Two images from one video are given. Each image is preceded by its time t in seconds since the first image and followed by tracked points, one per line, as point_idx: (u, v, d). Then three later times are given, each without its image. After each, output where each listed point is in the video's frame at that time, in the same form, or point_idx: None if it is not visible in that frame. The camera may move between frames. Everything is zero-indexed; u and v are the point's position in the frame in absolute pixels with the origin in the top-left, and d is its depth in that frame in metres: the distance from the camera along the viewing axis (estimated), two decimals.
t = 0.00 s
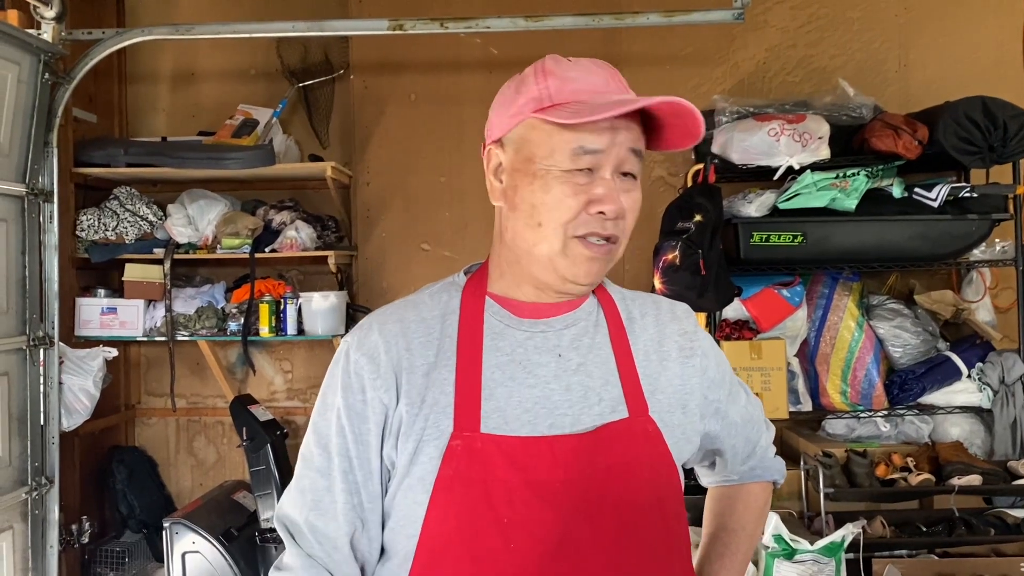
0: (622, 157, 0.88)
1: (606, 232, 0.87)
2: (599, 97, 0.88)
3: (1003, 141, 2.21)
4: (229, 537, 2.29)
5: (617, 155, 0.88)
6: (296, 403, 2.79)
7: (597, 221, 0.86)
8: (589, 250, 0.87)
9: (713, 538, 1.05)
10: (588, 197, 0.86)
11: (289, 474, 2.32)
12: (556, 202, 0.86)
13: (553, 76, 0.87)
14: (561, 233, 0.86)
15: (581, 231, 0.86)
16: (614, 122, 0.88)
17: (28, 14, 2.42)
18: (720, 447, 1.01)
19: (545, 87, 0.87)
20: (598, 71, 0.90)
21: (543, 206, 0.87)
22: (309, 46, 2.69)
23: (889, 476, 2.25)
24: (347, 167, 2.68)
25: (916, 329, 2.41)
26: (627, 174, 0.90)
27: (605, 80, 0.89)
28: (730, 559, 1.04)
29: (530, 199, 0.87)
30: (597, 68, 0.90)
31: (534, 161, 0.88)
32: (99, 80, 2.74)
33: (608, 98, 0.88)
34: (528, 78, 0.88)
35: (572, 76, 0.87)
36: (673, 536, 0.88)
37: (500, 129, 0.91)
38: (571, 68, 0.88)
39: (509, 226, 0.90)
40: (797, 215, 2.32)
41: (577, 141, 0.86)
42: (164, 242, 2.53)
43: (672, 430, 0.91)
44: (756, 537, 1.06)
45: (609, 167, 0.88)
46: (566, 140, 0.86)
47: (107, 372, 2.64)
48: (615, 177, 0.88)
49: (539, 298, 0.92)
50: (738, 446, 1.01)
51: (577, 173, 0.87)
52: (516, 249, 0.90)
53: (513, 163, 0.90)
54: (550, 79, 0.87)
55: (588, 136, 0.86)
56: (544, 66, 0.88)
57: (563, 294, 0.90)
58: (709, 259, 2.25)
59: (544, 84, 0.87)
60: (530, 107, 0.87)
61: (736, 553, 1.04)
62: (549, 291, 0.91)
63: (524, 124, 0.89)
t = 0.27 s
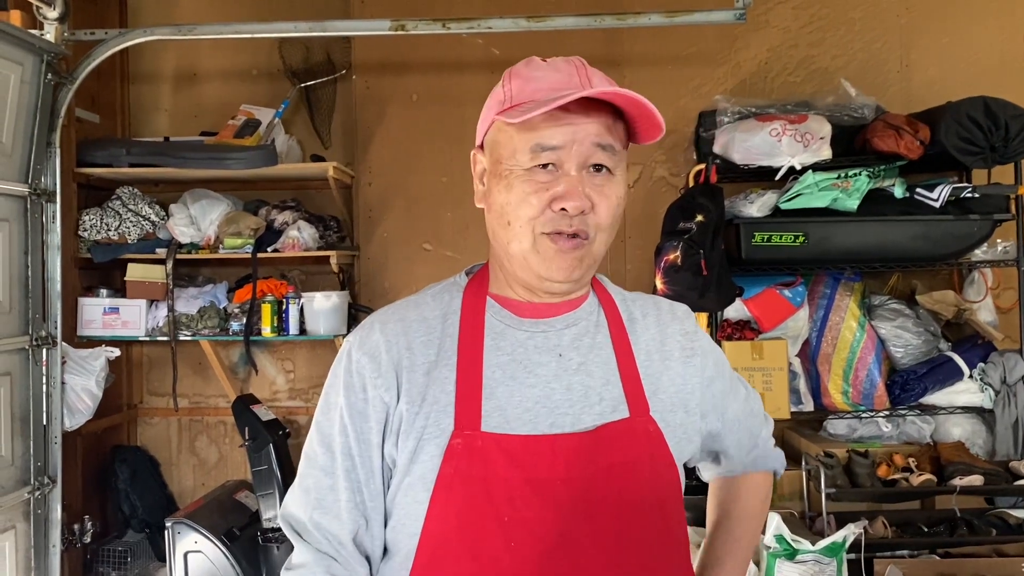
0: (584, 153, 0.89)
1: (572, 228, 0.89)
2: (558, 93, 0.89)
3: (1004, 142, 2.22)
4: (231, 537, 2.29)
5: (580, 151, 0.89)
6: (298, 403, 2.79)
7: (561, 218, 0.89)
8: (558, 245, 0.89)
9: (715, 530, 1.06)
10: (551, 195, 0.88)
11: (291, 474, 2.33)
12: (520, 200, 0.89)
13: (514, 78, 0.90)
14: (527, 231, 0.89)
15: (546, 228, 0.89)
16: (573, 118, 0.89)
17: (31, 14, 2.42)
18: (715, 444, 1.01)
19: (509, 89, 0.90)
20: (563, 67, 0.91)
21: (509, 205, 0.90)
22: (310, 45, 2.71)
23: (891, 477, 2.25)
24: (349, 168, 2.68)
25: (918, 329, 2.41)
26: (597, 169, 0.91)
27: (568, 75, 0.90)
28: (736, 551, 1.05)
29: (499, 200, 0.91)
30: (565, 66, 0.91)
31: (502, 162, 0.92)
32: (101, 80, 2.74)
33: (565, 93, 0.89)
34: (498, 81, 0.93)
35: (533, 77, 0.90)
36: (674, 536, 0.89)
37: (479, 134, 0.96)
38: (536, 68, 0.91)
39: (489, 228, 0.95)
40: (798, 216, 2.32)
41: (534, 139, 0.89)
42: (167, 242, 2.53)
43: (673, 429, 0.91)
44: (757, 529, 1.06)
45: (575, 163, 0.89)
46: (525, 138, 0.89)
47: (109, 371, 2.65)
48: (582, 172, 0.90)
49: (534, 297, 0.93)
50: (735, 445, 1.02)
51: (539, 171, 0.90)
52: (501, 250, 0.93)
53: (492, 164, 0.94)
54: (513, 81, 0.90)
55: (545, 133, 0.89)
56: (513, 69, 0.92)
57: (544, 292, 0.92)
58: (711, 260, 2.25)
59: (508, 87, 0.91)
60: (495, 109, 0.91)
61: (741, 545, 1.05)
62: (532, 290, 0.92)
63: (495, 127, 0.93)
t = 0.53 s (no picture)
0: (573, 154, 0.90)
1: (563, 229, 0.90)
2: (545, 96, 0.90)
3: (1007, 142, 2.21)
4: (233, 536, 2.30)
5: (568, 153, 0.90)
6: (300, 402, 2.80)
7: (551, 219, 0.90)
8: (549, 246, 0.91)
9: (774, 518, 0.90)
10: (541, 197, 0.89)
11: (293, 474, 2.33)
12: (511, 202, 0.90)
13: (503, 83, 0.92)
14: (519, 232, 0.91)
15: (537, 229, 0.90)
16: (560, 120, 0.90)
17: (34, 15, 2.42)
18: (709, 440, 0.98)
19: (498, 94, 0.92)
20: (551, 70, 0.92)
21: (500, 207, 0.92)
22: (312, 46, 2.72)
23: (893, 477, 2.25)
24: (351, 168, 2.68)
25: (920, 329, 2.42)
26: (586, 170, 0.92)
27: (555, 78, 0.91)
28: (783, 514, 0.88)
29: (492, 203, 0.93)
30: (553, 68, 0.92)
31: (493, 166, 0.93)
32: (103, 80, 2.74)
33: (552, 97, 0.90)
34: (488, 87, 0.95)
35: (521, 81, 0.91)
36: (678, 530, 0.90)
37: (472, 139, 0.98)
38: (524, 72, 0.92)
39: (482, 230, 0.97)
40: (800, 216, 2.32)
41: (522, 142, 0.90)
42: (169, 242, 2.53)
43: (670, 425, 0.93)
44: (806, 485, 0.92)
45: (564, 165, 0.91)
46: (514, 141, 0.91)
47: (111, 371, 2.65)
48: (571, 173, 0.91)
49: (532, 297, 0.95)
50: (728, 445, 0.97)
51: (528, 173, 0.91)
52: (496, 251, 0.94)
53: (485, 167, 0.95)
54: (501, 86, 0.92)
55: (533, 136, 0.90)
56: (502, 74, 0.94)
57: (538, 291, 0.93)
58: (712, 260, 2.25)
59: (497, 92, 0.92)
60: (485, 114, 0.93)
61: (780, 501, 0.90)
62: (527, 290, 0.94)
63: (487, 131, 0.95)
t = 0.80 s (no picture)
0: (570, 147, 0.92)
1: (560, 221, 0.92)
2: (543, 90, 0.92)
3: (1009, 140, 2.20)
4: (235, 535, 2.30)
5: (565, 146, 0.92)
6: (302, 402, 2.80)
7: (547, 211, 0.92)
8: (545, 241, 0.93)
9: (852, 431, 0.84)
10: (538, 189, 0.92)
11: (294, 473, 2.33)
12: (507, 195, 0.93)
13: (501, 78, 0.93)
14: (514, 225, 0.93)
15: (533, 221, 0.92)
16: (558, 114, 0.92)
17: (37, 15, 2.43)
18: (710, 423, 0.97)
19: (496, 88, 0.94)
20: (548, 65, 0.94)
21: (496, 200, 0.94)
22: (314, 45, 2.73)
23: (894, 476, 2.26)
24: (353, 167, 2.69)
25: (922, 328, 2.41)
26: (582, 163, 0.94)
27: (552, 72, 0.93)
28: (864, 413, 0.83)
29: (488, 196, 0.95)
30: (551, 64, 0.94)
31: (491, 159, 0.95)
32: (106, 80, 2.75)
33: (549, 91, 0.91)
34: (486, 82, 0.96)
35: (519, 76, 0.93)
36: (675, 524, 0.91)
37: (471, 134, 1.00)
38: (522, 66, 0.94)
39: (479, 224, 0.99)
40: (801, 215, 2.32)
41: (520, 135, 0.92)
42: (171, 241, 2.52)
43: (669, 419, 0.92)
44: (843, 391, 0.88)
45: (561, 157, 0.93)
46: (511, 134, 0.93)
47: (114, 371, 2.65)
48: (567, 166, 0.93)
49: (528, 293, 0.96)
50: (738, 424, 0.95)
51: (525, 166, 0.93)
52: (493, 248, 0.96)
53: (483, 161, 0.98)
54: (499, 80, 0.94)
55: (530, 130, 0.92)
56: (500, 69, 0.95)
57: (534, 287, 0.95)
58: (714, 259, 2.26)
59: (495, 86, 0.94)
60: (484, 109, 0.95)
61: (851, 403, 0.84)
62: (524, 286, 0.95)
63: (486, 126, 0.97)
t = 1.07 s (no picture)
0: (566, 153, 0.94)
1: (554, 228, 0.94)
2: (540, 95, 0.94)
3: (1011, 140, 2.20)
4: (238, 535, 2.30)
5: (562, 152, 0.94)
6: (303, 401, 2.80)
7: (542, 217, 0.93)
8: (540, 245, 0.94)
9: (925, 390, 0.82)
10: (532, 196, 0.93)
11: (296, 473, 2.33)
12: (502, 199, 0.95)
13: (501, 80, 0.95)
14: (509, 229, 0.95)
15: (528, 226, 0.94)
16: (555, 119, 0.94)
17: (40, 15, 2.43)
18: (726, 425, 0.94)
19: (496, 91, 0.96)
20: (548, 70, 0.95)
21: (492, 204, 0.96)
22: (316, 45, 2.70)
23: (896, 476, 2.25)
24: (355, 167, 2.69)
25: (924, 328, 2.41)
26: (579, 169, 0.96)
27: (551, 78, 0.94)
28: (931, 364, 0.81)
29: (484, 199, 0.97)
30: (552, 69, 0.96)
31: (488, 161, 0.98)
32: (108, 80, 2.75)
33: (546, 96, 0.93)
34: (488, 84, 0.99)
35: (519, 79, 0.95)
36: (668, 529, 0.91)
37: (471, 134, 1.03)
38: (522, 71, 0.96)
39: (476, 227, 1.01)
40: (803, 215, 2.32)
41: (517, 140, 0.94)
42: (173, 241, 2.52)
43: (666, 417, 0.93)
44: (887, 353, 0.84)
45: (557, 163, 0.94)
46: (508, 139, 0.95)
47: (116, 370, 2.66)
48: (563, 173, 0.94)
49: (522, 295, 0.99)
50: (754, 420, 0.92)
51: (520, 171, 0.95)
52: (489, 252, 0.99)
53: (481, 162, 1.00)
54: (500, 83, 0.96)
55: (526, 134, 0.94)
56: (502, 72, 0.97)
57: (529, 288, 0.97)
58: (716, 258, 2.25)
59: (495, 89, 0.96)
60: (483, 111, 0.97)
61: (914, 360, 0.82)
62: (518, 287, 0.98)
63: (485, 128, 0.99)
